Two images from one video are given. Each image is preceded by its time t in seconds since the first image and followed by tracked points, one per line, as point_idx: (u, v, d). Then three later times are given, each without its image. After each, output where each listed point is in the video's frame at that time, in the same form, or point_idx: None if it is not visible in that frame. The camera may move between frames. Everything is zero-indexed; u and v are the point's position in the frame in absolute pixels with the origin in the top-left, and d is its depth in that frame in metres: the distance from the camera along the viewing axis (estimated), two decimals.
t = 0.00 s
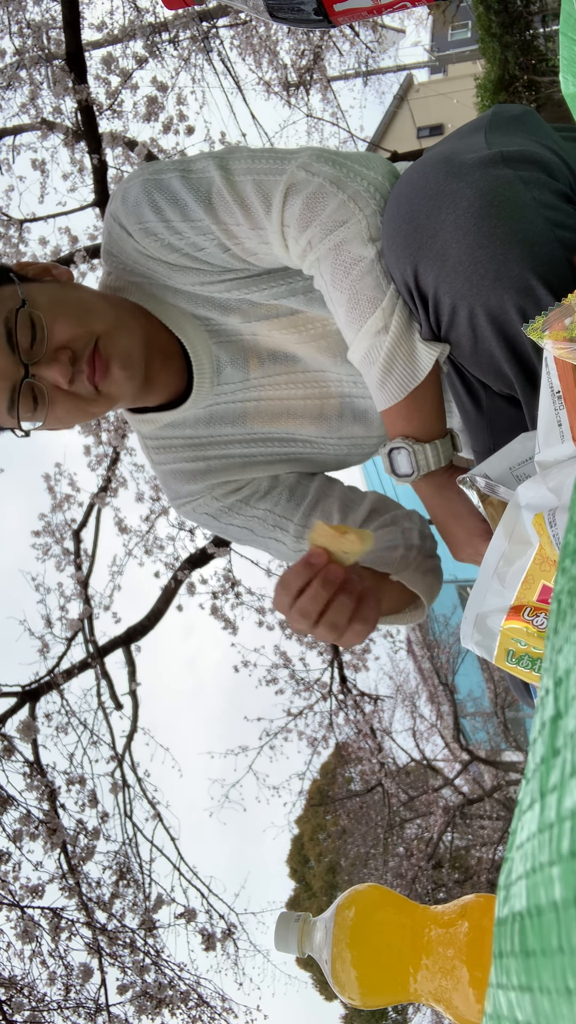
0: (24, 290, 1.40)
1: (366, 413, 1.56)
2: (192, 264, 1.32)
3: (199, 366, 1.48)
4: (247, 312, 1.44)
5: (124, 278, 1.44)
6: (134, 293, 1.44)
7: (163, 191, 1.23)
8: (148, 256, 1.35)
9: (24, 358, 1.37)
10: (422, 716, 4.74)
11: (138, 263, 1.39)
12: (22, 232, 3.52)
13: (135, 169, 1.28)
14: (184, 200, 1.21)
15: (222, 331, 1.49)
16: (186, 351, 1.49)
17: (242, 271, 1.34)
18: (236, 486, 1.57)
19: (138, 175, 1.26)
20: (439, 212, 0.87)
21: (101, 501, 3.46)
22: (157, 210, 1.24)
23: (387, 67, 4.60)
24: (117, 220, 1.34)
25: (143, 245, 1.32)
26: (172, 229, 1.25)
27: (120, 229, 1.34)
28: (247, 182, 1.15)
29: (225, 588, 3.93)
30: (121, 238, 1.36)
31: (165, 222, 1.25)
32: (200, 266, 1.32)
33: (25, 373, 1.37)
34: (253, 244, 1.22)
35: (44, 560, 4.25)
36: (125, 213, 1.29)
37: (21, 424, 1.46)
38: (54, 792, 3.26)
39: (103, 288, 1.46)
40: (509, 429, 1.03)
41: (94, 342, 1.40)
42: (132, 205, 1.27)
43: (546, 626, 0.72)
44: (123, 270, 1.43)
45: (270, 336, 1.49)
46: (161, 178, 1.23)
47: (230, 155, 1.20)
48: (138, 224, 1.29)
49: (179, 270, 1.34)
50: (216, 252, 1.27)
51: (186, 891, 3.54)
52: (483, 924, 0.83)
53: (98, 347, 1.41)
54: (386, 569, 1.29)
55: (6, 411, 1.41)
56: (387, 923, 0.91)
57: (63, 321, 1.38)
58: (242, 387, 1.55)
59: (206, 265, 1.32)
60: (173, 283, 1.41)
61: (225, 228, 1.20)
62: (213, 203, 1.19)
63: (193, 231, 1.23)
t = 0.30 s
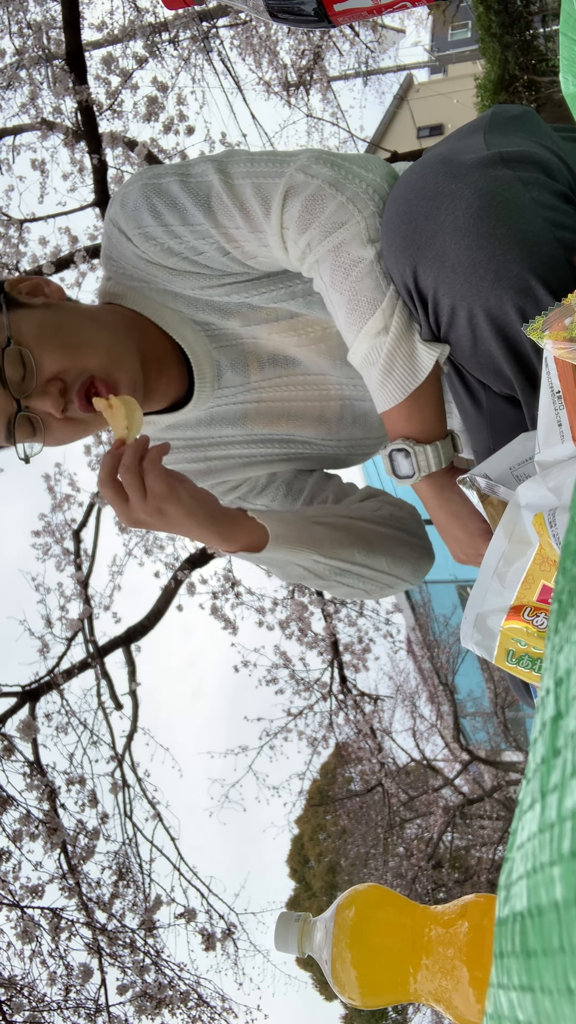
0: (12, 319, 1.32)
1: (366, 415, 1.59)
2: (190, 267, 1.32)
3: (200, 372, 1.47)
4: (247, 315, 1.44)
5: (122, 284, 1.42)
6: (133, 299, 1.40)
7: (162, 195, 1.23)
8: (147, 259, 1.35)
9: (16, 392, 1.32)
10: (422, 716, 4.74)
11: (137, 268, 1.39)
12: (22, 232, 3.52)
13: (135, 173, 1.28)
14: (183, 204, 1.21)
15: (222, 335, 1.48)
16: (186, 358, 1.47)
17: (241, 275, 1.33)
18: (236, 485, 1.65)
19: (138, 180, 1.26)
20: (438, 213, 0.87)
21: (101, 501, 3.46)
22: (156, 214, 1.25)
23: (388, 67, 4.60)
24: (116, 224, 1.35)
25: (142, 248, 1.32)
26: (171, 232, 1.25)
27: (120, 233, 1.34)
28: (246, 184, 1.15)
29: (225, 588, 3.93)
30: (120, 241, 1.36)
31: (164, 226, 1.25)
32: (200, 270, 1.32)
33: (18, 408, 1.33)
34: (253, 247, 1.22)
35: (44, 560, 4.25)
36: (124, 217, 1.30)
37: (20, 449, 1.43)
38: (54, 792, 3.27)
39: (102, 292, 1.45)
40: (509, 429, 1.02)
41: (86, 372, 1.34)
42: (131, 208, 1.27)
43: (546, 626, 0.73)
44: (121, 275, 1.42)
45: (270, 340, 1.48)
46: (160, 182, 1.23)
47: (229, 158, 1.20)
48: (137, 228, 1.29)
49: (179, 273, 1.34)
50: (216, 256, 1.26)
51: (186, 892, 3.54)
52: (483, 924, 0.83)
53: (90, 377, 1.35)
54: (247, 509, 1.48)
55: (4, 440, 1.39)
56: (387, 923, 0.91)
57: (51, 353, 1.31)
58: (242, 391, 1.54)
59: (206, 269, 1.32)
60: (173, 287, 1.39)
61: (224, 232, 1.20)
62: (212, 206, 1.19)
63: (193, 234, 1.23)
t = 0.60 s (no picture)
0: (4, 334, 1.31)
1: (361, 416, 1.57)
2: (191, 267, 1.31)
3: (196, 374, 1.47)
4: (246, 315, 1.44)
5: (123, 284, 1.42)
6: (131, 299, 1.41)
7: (163, 195, 1.23)
8: (147, 259, 1.35)
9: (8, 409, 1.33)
10: (422, 716, 4.73)
11: (137, 268, 1.39)
12: (22, 232, 3.53)
13: (135, 174, 1.28)
14: (183, 204, 1.21)
15: (219, 337, 1.48)
16: (183, 360, 1.47)
17: (241, 275, 1.33)
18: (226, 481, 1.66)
19: (138, 180, 1.27)
20: (438, 212, 0.87)
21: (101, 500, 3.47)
22: (156, 214, 1.25)
23: (388, 67, 4.60)
24: (116, 224, 1.35)
25: (143, 248, 1.32)
26: (172, 232, 1.25)
27: (120, 233, 1.34)
28: (247, 184, 1.15)
29: (224, 588, 3.93)
30: (120, 242, 1.36)
31: (164, 226, 1.25)
32: (200, 270, 1.32)
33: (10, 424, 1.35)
34: (253, 247, 1.22)
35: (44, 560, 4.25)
36: (124, 217, 1.30)
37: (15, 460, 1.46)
38: (54, 792, 3.27)
39: (102, 292, 1.45)
40: (509, 429, 1.02)
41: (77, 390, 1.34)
42: (132, 209, 1.27)
43: (546, 626, 0.73)
44: (122, 275, 1.42)
45: (268, 340, 1.48)
46: (160, 182, 1.23)
47: (229, 158, 1.20)
48: (137, 228, 1.29)
49: (178, 273, 1.34)
50: (216, 256, 1.26)
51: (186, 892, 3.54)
52: (483, 924, 0.83)
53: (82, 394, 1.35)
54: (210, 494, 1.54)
55: None
56: (387, 923, 0.91)
57: (42, 371, 1.31)
58: (238, 392, 1.54)
59: (206, 269, 1.32)
60: (172, 287, 1.39)
61: (224, 231, 1.20)
62: (212, 206, 1.19)
63: (193, 234, 1.23)
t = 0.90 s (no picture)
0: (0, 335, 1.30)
1: (359, 416, 1.57)
2: (191, 267, 1.32)
3: (195, 374, 1.47)
4: (245, 315, 1.43)
5: (123, 284, 1.42)
6: (131, 298, 1.41)
7: (163, 194, 1.23)
8: (147, 259, 1.35)
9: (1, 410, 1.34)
10: (422, 716, 4.73)
11: (136, 267, 1.39)
12: (22, 232, 3.52)
13: (135, 173, 1.28)
14: (183, 203, 1.21)
15: (218, 338, 1.48)
16: (182, 361, 1.47)
17: (241, 274, 1.33)
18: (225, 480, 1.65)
19: (138, 179, 1.27)
20: (438, 212, 0.87)
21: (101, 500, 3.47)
22: (156, 214, 1.25)
23: (388, 67, 4.60)
24: (116, 223, 1.35)
25: (143, 247, 1.32)
26: (172, 231, 1.25)
27: (120, 232, 1.35)
28: (247, 183, 1.15)
29: (224, 588, 3.93)
30: (121, 241, 1.36)
31: (164, 225, 1.25)
32: (200, 270, 1.32)
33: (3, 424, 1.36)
34: (253, 247, 1.22)
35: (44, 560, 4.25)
36: (125, 216, 1.30)
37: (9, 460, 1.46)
38: (54, 792, 3.26)
39: (102, 292, 1.45)
40: (509, 429, 1.02)
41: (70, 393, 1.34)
42: (132, 208, 1.27)
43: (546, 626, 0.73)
44: (122, 274, 1.42)
45: (268, 340, 1.48)
46: (160, 181, 1.23)
47: (229, 157, 1.20)
48: (138, 227, 1.29)
49: (178, 273, 1.34)
50: (216, 255, 1.26)
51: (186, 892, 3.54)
52: (483, 924, 0.83)
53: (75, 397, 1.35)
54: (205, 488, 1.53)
55: None
56: (388, 923, 0.91)
57: (35, 374, 1.30)
58: (237, 392, 1.54)
59: (206, 268, 1.32)
60: (171, 286, 1.39)
61: (224, 231, 1.20)
62: (212, 205, 1.19)
63: (193, 233, 1.23)
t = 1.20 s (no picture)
0: None
1: (361, 416, 1.57)
2: (190, 265, 1.31)
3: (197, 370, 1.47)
4: (245, 314, 1.43)
5: (123, 283, 1.42)
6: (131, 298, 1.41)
7: (162, 192, 1.23)
8: (147, 257, 1.35)
9: None
10: (422, 716, 4.73)
11: (136, 266, 1.38)
12: (22, 232, 3.53)
13: (135, 170, 1.28)
14: (183, 202, 1.21)
15: (220, 336, 1.48)
16: (183, 358, 1.48)
17: (240, 273, 1.33)
18: (227, 483, 1.64)
19: (138, 177, 1.26)
20: (438, 212, 0.87)
21: (101, 501, 3.47)
22: (156, 212, 1.24)
23: (388, 67, 4.61)
24: (116, 222, 1.34)
25: (142, 246, 1.32)
26: (171, 230, 1.25)
27: (120, 231, 1.34)
28: (247, 183, 1.15)
29: (225, 588, 3.93)
30: (120, 239, 1.36)
31: (164, 224, 1.25)
32: (199, 269, 1.32)
33: None
34: (252, 247, 1.22)
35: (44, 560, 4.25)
36: (124, 214, 1.29)
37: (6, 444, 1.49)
38: (54, 792, 3.26)
39: (103, 290, 1.45)
40: (509, 429, 1.02)
41: (65, 375, 1.34)
42: (132, 206, 1.27)
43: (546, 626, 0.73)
44: (122, 273, 1.42)
45: (268, 339, 1.48)
46: (160, 180, 1.23)
47: (229, 156, 1.20)
48: (137, 225, 1.28)
49: (178, 271, 1.34)
50: (215, 254, 1.26)
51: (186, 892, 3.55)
52: (483, 924, 0.83)
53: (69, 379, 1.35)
54: (271, 535, 1.40)
55: None
56: (387, 922, 0.91)
57: (31, 354, 1.32)
58: (238, 391, 1.54)
59: (206, 267, 1.32)
60: (171, 285, 1.39)
61: (224, 230, 1.20)
62: (212, 204, 1.19)
63: (192, 232, 1.23)
